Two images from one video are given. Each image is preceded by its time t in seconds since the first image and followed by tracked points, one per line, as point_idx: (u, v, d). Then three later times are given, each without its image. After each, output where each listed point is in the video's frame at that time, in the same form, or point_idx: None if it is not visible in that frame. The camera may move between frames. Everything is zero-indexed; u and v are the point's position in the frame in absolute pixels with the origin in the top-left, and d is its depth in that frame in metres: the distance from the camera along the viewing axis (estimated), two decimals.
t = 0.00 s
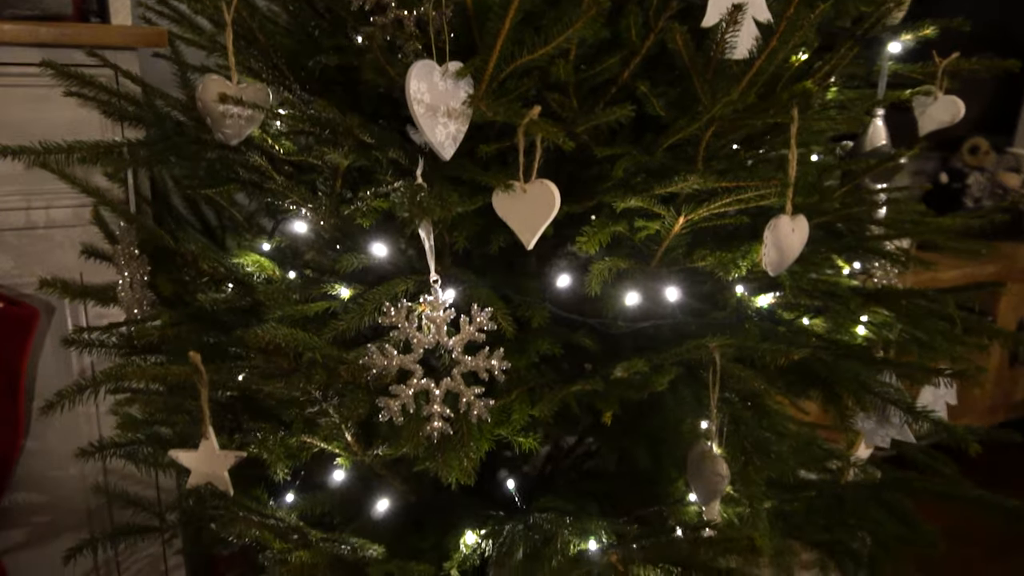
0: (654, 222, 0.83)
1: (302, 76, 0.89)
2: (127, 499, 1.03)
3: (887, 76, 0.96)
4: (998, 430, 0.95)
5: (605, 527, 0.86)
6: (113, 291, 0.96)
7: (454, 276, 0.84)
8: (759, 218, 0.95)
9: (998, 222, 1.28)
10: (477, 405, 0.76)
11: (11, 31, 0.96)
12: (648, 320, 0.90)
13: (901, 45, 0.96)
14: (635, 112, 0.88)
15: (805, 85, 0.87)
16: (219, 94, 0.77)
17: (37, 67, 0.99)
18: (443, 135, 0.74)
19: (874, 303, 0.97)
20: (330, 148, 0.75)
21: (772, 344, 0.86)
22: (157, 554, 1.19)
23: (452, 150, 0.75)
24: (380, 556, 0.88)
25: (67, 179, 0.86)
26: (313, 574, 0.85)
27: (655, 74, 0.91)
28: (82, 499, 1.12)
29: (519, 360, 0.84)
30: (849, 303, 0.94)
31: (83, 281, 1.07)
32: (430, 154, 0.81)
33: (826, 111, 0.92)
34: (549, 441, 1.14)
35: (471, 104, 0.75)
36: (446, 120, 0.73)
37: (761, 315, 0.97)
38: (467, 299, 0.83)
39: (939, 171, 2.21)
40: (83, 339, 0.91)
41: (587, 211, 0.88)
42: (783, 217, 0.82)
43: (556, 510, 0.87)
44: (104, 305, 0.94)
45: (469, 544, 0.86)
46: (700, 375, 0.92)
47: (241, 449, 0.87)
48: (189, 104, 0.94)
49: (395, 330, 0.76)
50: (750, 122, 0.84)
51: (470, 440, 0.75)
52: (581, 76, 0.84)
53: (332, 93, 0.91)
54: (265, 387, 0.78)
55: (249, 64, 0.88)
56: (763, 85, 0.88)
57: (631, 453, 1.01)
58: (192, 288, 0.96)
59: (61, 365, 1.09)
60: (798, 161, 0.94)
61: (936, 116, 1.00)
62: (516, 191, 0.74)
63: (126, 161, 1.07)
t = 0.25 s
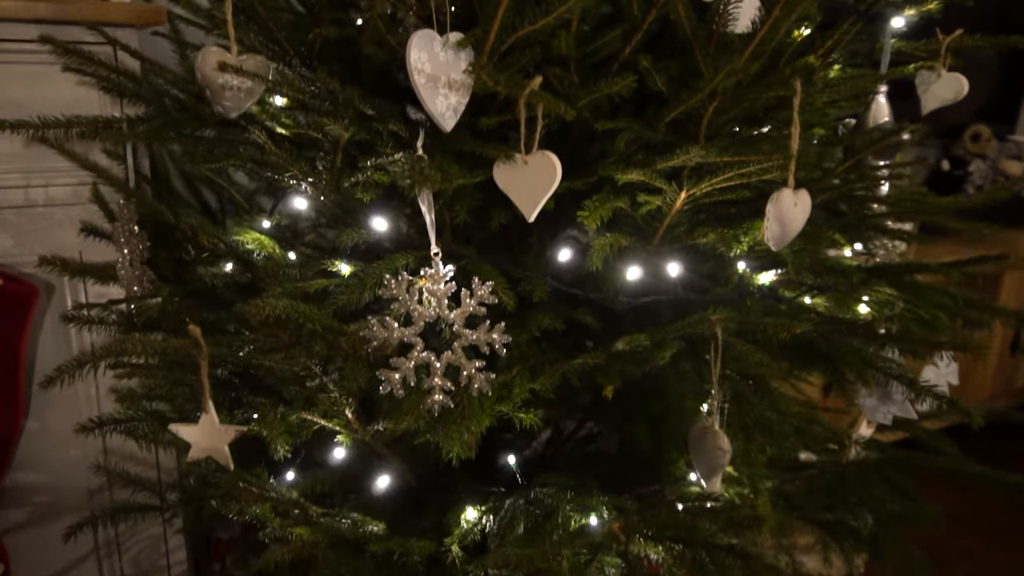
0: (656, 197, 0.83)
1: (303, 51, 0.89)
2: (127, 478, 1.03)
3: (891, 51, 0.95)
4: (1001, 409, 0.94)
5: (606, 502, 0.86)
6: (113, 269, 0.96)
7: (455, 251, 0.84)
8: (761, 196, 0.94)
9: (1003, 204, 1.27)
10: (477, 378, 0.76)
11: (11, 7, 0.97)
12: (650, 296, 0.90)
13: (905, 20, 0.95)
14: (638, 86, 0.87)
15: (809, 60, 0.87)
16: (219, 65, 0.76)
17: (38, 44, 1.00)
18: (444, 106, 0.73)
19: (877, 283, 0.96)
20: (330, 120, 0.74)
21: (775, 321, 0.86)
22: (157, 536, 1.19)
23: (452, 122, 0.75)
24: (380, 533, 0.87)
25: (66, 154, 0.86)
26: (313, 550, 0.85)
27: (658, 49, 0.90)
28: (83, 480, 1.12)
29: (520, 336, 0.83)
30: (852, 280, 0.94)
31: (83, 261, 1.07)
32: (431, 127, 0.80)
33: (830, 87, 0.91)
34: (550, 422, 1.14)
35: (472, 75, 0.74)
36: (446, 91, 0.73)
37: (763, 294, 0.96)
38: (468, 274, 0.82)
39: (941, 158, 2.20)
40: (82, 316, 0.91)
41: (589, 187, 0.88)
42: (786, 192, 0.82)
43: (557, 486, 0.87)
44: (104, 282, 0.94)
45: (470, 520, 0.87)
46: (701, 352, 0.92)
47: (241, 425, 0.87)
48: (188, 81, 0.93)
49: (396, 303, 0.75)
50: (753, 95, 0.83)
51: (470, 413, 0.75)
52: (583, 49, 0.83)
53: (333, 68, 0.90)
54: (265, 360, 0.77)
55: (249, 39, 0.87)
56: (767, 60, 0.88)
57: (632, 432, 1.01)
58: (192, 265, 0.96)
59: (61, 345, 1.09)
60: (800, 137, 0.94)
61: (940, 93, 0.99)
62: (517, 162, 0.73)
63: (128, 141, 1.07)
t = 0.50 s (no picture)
0: (657, 172, 0.82)
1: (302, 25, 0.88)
2: (126, 457, 1.03)
3: (894, 26, 0.94)
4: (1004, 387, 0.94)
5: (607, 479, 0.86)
6: (112, 247, 0.96)
7: (455, 225, 0.83)
8: (764, 172, 0.94)
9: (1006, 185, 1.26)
10: (478, 352, 0.76)
11: None
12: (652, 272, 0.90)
13: None
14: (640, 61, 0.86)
15: (812, 34, 0.86)
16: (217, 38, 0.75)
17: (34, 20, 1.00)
18: (444, 77, 0.73)
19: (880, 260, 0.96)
20: (330, 91, 0.74)
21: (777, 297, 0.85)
22: (157, 516, 1.19)
23: (453, 94, 0.74)
24: (380, 510, 0.87)
25: (65, 129, 0.85)
26: (313, 528, 0.85)
27: (660, 23, 0.89)
28: (82, 460, 1.12)
29: (521, 311, 0.83)
30: (854, 257, 0.93)
31: (81, 240, 1.07)
32: (431, 100, 0.79)
33: (833, 62, 0.91)
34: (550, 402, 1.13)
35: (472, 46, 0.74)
36: (446, 61, 0.72)
37: (765, 272, 0.96)
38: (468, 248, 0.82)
39: (943, 145, 2.19)
40: (81, 293, 0.90)
41: (590, 163, 0.87)
42: (788, 165, 0.81)
43: (558, 463, 0.86)
44: (103, 260, 0.94)
45: (470, 496, 0.86)
46: (703, 329, 0.92)
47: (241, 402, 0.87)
48: (187, 56, 0.93)
49: (397, 276, 0.75)
50: (756, 69, 0.82)
51: (471, 387, 0.75)
52: (584, 22, 0.82)
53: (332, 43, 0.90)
54: (265, 334, 0.77)
55: (247, 13, 0.87)
56: (770, 33, 0.87)
57: (634, 411, 1.01)
58: (191, 243, 0.95)
59: (60, 324, 1.09)
60: (803, 113, 0.93)
61: (944, 70, 0.99)
62: (518, 134, 0.73)
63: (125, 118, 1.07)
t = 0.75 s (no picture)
0: (659, 146, 0.81)
1: None
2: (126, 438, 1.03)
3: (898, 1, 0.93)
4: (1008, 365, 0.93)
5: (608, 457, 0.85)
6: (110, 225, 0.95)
7: (455, 201, 0.83)
8: (766, 149, 0.93)
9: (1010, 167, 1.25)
10: (479, 327, 0.75)
11: None
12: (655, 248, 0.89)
13: None
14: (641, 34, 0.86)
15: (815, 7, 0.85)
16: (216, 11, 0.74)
17: None
18: (444, 48, 0.72)
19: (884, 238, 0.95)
20: (329, 63, 0.73)
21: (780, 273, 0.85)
22: (157, 498, 1.19)
23: (454, 66, 0.73)
24: (381, 488, 0.87)
25: (61, 104, 0.84)
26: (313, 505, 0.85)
27: None
28: (82, 441, 1.12)
29: (521, 287, 0.82)
30: (858, 235, 0.93)
31: (80, 219, 1.06)
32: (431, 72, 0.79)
33: (836, 37, 0.90)
34: (551, 384, 1.13)
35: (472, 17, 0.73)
36: (446, 32, 0.71)
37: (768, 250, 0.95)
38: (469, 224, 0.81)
39: (945, 132, 2.18)
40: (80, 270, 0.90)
41: (591, 139, 0.86)
42: (791, 140, 0.81)
43: (559, 439, 0.86)
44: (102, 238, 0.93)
45: (471, 473, 0.86)
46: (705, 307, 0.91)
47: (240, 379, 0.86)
48: (184, 32, 0.92)
49: (396, 249, 0.74)
50: (759, 42, 0.81)
51: (472, 361, 0.74)
52: None
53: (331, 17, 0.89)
54: (263, 309, 0.76)
55: None
56: (773, 7, 0.86)
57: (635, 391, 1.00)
58: (190, 221, 0.95)
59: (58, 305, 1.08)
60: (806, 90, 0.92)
61: (947, 47, 0.98)
62: (518, 105, 0.72)
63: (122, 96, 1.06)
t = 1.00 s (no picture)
0: (661, 121, 0.80)
1: None
2: (124, 417, 1.02)
3: None
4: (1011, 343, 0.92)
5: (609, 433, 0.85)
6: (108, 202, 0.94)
7: (455, 176, 0.82)
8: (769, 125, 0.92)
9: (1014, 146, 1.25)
10: (479, 301, 0.74)
11: None
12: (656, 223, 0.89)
13: None
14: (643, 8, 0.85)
15: None
16: None
17: None
18: (444, 20, 0.70)
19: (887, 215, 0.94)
20: (327, 34, 0.72)
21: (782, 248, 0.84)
22: (157, 479, 1.19)
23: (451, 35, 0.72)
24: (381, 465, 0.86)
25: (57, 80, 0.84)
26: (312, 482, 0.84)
27: None
28: (80, 422, 1.11)
29: (522, 262, 0.82)
30: (861, 211, 0.92)
31: (77, 198, 1.06)
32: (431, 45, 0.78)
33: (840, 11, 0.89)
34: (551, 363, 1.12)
35: None
36: (446, 4, 0.70)
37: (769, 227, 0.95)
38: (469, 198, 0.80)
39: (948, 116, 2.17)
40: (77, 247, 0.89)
41: (593, 114, 0.85)
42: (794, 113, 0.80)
43: (560, 415, 0.85)
44: (100, 216, 0.93)
45: (470, 450, 0.86)
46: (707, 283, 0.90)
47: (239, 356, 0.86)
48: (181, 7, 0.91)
49: (396, 222, 0.73)
50: (762, 15, 0.80)
51: (472, 334, 0.74)
52: None
53: None
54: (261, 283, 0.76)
55: None
56: None
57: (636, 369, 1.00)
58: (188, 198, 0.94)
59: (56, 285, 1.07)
60: (808, 66, 0.92)
61: (951, 24, 0.97)
62: (518, 76, 0.71)
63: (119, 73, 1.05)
